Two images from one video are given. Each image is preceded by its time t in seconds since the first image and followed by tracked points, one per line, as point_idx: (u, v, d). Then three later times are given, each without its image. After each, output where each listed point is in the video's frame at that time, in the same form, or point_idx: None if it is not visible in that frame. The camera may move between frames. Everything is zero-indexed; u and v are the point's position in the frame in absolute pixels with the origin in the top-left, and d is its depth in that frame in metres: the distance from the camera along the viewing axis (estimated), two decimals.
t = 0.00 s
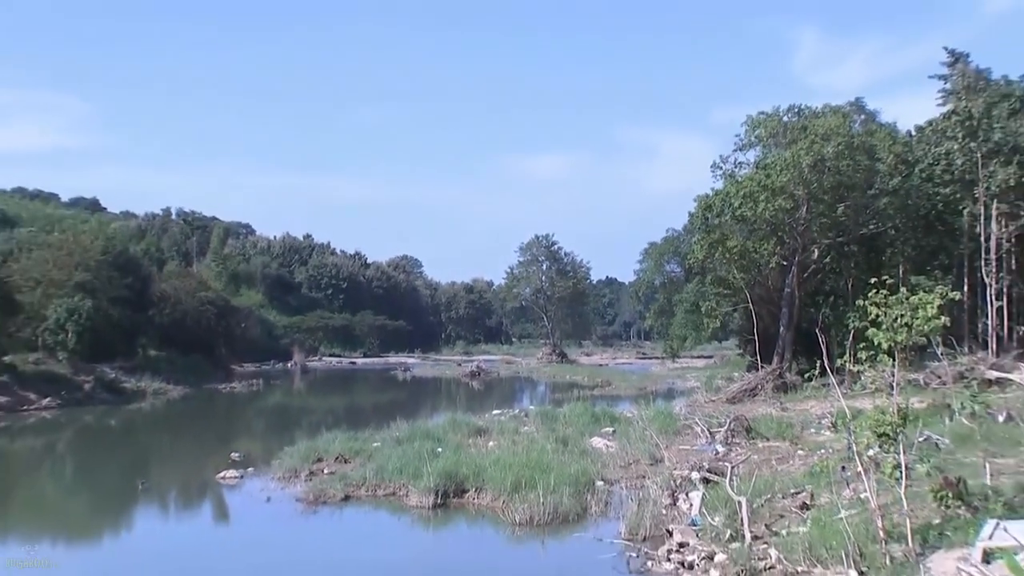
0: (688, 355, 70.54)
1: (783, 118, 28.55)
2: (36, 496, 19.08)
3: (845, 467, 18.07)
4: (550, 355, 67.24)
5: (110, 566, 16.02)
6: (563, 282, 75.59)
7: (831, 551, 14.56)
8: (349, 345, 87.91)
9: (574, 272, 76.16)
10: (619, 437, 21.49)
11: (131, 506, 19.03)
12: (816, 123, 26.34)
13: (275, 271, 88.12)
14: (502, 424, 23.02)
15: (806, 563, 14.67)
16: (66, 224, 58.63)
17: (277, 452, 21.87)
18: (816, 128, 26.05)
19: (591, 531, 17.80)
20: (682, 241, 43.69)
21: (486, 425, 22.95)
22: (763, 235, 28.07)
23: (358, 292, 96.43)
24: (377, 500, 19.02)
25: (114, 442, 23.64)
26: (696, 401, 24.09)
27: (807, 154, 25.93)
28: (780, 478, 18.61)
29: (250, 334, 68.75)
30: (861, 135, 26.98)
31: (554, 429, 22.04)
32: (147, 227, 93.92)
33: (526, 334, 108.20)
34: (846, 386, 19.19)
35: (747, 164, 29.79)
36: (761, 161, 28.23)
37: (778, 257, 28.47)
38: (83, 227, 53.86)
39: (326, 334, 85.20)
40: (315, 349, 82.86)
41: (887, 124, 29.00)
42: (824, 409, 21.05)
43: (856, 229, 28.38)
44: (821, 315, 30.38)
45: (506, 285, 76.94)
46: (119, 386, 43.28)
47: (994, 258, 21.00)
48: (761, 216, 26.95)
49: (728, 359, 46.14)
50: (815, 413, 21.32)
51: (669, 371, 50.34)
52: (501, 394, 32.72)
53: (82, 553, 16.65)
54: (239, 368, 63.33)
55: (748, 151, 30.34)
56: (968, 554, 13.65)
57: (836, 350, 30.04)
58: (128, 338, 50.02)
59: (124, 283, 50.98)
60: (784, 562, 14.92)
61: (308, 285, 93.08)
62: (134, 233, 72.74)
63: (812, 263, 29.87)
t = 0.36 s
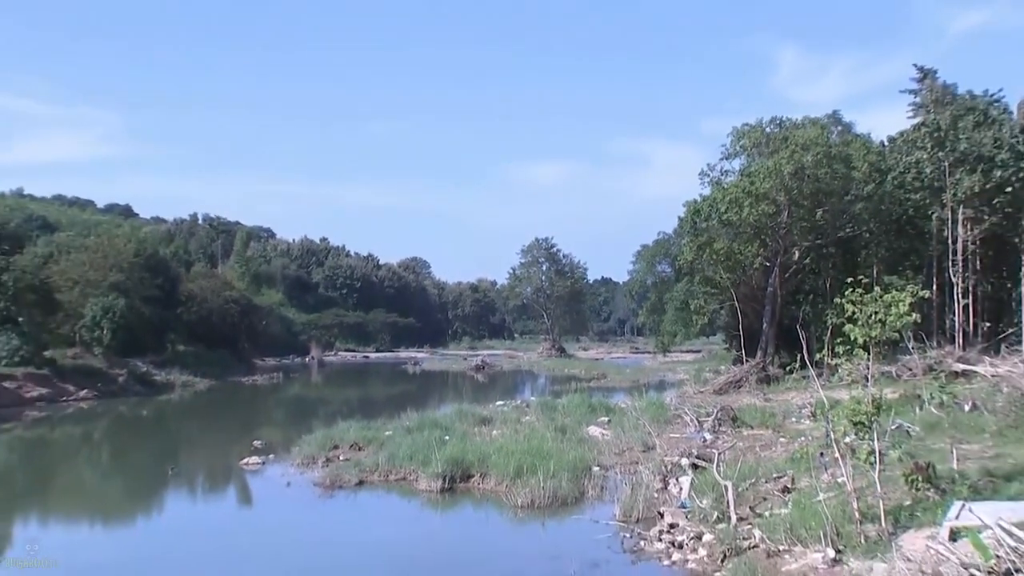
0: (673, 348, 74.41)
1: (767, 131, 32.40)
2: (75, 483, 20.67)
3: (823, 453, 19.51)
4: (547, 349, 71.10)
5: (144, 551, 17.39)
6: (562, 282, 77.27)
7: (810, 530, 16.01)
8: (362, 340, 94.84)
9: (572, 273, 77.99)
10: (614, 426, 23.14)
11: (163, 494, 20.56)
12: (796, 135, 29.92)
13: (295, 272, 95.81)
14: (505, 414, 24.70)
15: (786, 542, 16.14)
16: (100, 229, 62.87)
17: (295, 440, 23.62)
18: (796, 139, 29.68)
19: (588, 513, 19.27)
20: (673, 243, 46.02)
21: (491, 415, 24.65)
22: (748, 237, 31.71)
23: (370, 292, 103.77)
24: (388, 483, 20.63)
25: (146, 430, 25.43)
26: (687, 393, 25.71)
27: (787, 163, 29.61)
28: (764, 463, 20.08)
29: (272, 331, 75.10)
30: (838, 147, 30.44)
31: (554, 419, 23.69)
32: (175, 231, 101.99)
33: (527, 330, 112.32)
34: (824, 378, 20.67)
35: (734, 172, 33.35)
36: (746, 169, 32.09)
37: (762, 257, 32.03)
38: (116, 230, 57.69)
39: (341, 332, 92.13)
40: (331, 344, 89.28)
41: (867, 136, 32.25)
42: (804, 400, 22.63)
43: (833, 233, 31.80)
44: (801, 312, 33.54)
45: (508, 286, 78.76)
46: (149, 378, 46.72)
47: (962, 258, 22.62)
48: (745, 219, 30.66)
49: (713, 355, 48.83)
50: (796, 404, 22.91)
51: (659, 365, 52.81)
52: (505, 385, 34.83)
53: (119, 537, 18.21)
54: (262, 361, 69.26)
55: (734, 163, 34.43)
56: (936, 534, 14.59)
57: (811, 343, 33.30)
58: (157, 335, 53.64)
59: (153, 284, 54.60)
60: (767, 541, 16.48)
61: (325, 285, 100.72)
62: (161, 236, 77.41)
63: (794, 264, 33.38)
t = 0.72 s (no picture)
0: (665, 343, 77.69)
1: (749, 141, 35.44)
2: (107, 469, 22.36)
3: (801, 441, 21.01)
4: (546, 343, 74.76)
5: (165, 537, 18.80)
6: (559, 281, 78.87)
7: (790, 512, 17.41)
8: (373, 335, 101.52)
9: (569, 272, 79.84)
10: (608, 416, 24.82)
11: (189, 478, 22.17)
12: (778, 146, 32.80)
13: (310, 273, 102.31)
14: (506, 404, 26.41)
15: (767, 523, 17.53)
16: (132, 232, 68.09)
17: (311, 429, 25.36)
18: (778, 149, 32.53)
19: (583, 496, 20.83)
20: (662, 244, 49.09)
21: (493, 405, 26.36)
22: (732, 240, 34.65)
23: (381, 291, 110.73)
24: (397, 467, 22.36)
25: (172, 419, 27.30)
26: (676, 385, 27.37)
27: (770, 171, 32.37)
28: (747, 450, 21.59)
29: (290, 328, 81.33)
30: (815, 156, 33.45)
31: (551, 409, 25.37)
32: (200, 233, 108.17)
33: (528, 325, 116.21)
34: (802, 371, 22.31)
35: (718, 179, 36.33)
36: (730, 176, 35.10)
37: (745, 258, 35.00)
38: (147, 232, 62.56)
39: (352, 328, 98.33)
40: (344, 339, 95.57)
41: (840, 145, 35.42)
42: (785, 391, 24.23)
43: (811, 236, 34.82)
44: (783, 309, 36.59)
45: (510, 285, 80.60)
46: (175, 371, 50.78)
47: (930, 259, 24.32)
48: (730, 222, 33.53)
49: (702, 349, 51.68)
50: (778, 395, 24.51)
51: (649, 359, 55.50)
52: (508, 376, 37.38)
53: (151, 518, 19.90)
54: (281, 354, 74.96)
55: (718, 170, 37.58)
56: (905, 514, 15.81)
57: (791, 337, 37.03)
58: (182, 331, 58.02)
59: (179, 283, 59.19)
60: (749, 522, 17.89)
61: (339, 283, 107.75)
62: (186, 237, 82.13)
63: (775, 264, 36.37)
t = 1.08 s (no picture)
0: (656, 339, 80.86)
1: (735, 151, 38.19)
2: (136, 457, 24.01)
3: (783, 430, 22.56)
4: (543, 339, 78.03)
5: (187, 523, 20.08)
6: (557, 281, 81.14)
7: (772, 497, 18.84)
8: (383, 331, 106.77)
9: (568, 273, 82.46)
10: (602, 407, 26.55)
11: (212, 465, 23.84)
12: (761, 155, 35.40)
13: (324, 274, 108.51)
14: (508, 397, 28.16)
15: (750, 507, 18.97)
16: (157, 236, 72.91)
17: (324, 420, 27.13)
18: (762, 159, 35.11)
19: (580, 482, 22.43)
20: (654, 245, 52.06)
21: (495, 398, 28.10)
22: (719, 242, 37.17)
23: (390, 291, 116.44)
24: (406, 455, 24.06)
25: (195, 411, 29.05)
26: (666, 378, 29.08)
27: (753, 179, 35.04)
28: (733, 440, 23.14)
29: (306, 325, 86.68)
30: (796, 165, 36.07)
31: (550, 402, 27.08)
32: (222, 237, 113.89)
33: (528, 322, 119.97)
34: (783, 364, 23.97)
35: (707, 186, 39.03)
36: (718, 183, 37.78)
37: (731, 260, 37.49)
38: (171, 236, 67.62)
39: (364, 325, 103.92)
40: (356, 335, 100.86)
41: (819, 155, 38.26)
42: (768, 383, 25.84)
43: (792, 239, 37.27)
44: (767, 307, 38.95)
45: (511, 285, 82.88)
46: (197, 366, 54.29)
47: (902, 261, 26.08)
48: (717, 226, 36.08)
49: (691, 345, 54.21)
50: (761, 387, 26.12)
51: (641, 355, 58.07)
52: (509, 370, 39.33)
53: (179, 502, 21.48)
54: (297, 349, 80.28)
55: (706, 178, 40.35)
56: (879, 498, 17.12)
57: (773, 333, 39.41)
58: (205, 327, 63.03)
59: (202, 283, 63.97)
60: (734, 506, 19.36)
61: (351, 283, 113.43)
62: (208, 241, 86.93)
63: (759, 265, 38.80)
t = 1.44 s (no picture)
0: (647, 334, 83.57)
1: (721, 158, 40.04)
2: (161, 445, 25.68)
3: (765, 420, 24.16)
4: (542, 336, 80.73)
5: (207, 510, 21.50)
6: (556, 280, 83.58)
7: (755, 483, 20.29)
8: (391, 328, 109.64)
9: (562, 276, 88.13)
10: (596, 399, 28.35)
11: (232, 453, 25.48)
12: (746, 164, 37.11)
13: (337, 274, 111.27)
14: (508, 390, 29.90)
15: (735, 493, 20.47)
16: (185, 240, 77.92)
17: (336, 411, 28.91)
18: (746, 167, 36.81)
19: (576, 470, 24.09)
20: (644, 247, 54.76)
21: (497, 391, 29.85)
22: (705, 245, 38.90)
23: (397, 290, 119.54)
24: (412, 443, 25.83)
25: (216, 403, 30.89)
26: (657, 372, 30.85)
27: (738, 186, 36.79)
28: (719, 430, 24.78)
29: (317, 323, 89.86)
30: (778, 173, 37.81)
31: (548, 395, 28.83)
32: (241, 240, 118.45)
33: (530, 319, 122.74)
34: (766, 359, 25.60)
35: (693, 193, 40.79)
36: (704, 189, 39.59)
37: (717, 261, 39.28)
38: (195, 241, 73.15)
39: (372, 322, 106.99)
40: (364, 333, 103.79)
41: (799, 164, 40.39)
42: (751, 376, 27.53)
43: (774, 242, 39.03)
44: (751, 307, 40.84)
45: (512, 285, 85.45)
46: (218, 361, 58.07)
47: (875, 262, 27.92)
48: (704, 230, 37.82)
49: (681, 340, 56.79)
50: (745, 379, 27.76)
51: (637, 351, 60.40)
52: (507, 364, 41.32)
53: (202, 487, 23.14)
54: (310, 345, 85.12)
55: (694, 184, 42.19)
56: (856, 484, 17.80)
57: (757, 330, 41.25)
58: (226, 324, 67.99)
59: (223, 282, 68.45)
60: (720, 491, 20.87)
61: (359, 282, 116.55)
62: (224, 244, 90.44)
63: (743, 266, 40.59)
